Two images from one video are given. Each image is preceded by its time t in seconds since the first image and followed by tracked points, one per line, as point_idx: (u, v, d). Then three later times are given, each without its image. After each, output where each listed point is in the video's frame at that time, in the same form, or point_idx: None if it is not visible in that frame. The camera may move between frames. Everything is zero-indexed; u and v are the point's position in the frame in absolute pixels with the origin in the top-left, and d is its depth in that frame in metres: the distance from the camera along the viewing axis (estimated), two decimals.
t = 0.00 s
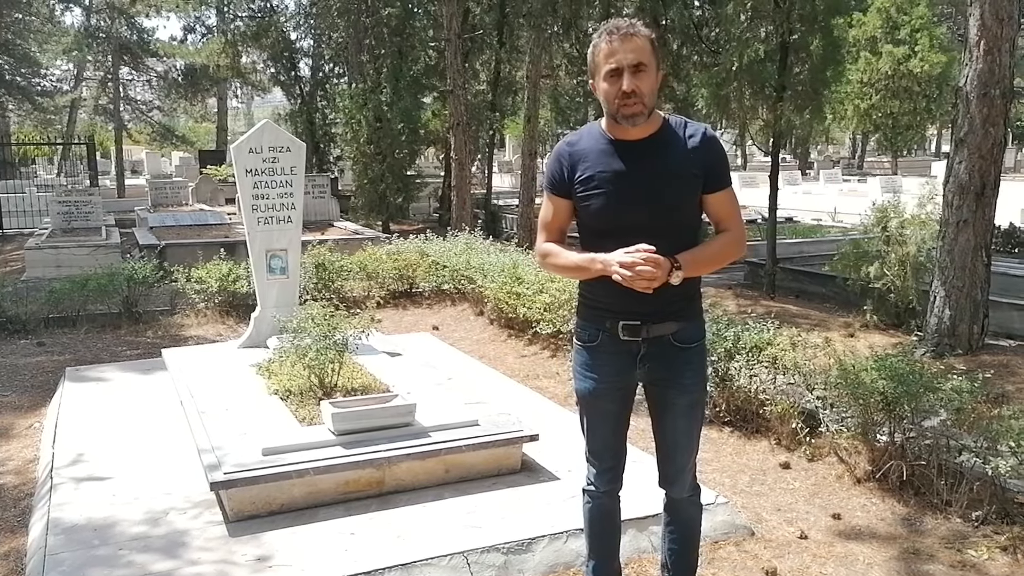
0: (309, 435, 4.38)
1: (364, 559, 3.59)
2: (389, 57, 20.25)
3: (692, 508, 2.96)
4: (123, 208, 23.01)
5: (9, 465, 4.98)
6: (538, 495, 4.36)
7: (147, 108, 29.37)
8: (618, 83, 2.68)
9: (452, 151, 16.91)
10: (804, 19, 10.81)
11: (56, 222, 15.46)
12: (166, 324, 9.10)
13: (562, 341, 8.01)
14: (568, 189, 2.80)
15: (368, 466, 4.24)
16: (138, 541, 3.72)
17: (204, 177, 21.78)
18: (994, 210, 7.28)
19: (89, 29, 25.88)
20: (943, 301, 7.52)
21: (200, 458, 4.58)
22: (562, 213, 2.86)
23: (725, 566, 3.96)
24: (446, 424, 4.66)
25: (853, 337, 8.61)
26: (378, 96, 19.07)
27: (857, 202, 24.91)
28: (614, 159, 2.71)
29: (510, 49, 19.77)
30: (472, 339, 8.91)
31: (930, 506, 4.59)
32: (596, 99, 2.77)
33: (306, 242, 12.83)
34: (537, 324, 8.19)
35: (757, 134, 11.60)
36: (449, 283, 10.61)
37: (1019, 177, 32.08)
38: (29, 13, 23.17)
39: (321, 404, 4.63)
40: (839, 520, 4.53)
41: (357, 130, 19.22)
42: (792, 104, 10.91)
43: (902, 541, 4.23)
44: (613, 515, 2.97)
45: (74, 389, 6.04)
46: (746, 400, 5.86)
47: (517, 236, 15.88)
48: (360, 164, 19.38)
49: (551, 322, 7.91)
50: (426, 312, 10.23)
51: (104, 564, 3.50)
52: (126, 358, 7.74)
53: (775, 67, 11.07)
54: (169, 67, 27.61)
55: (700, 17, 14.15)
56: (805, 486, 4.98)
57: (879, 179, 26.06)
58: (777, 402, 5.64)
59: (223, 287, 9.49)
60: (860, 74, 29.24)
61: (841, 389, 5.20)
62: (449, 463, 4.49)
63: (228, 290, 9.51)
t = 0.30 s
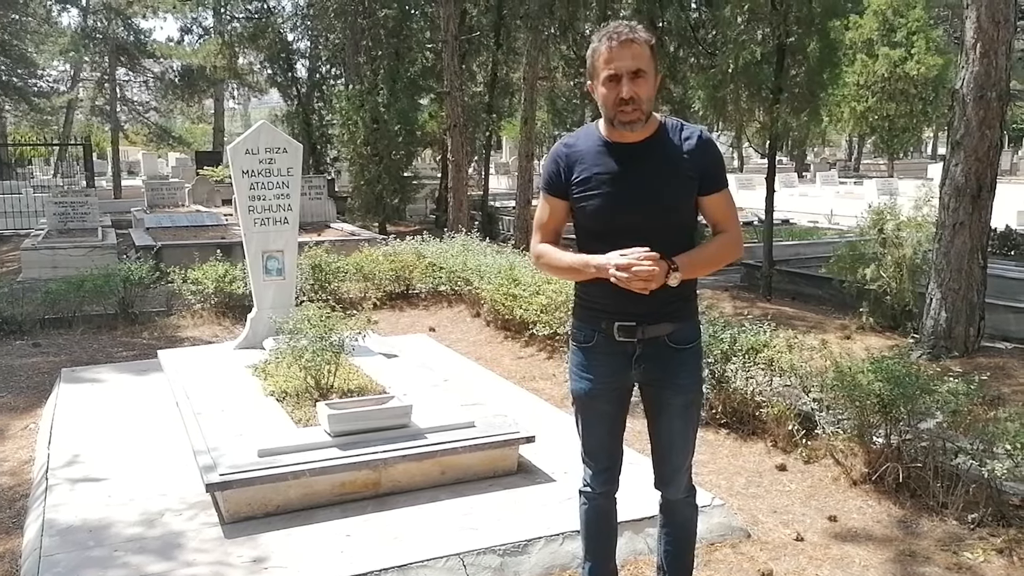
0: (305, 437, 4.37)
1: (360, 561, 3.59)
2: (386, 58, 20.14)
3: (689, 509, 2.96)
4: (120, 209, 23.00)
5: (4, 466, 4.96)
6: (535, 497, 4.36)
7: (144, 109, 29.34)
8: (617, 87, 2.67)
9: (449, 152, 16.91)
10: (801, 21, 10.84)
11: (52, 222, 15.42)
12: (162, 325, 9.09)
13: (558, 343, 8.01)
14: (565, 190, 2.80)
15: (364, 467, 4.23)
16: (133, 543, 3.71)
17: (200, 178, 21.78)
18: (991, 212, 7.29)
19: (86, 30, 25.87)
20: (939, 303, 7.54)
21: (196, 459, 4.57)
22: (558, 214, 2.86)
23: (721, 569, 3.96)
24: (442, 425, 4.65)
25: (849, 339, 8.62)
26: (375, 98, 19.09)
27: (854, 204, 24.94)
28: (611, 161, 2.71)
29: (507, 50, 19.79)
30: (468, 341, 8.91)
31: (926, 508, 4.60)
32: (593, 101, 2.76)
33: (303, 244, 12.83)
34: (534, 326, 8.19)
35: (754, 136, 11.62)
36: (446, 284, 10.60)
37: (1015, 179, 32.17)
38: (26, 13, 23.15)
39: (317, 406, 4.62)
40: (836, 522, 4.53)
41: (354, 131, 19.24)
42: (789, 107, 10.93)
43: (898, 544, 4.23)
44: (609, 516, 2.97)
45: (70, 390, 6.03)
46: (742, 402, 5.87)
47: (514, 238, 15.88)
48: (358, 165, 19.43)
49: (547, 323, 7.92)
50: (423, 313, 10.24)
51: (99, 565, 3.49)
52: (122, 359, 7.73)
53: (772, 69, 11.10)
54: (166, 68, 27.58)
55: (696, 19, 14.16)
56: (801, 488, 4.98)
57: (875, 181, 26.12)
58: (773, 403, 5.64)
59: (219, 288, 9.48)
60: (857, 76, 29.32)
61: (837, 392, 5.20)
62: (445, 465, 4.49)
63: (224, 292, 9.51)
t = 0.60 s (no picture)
0: (303, 434, 4.36)
1: (358, 560, 3.58)
2: (384, 56, 20.29)
3: (689, 511, 2.96)
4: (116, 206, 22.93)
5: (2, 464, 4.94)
6: (534, 496, 4.35)
7: (141, 107, 29.28)
8: (629, 73, 2.69)
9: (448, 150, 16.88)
10: (799, 19, 10.85)
11: (50, 220, 15.38)
12: (160, 323, 9.07)
13: (557, 341, 8.00)
14: (567, 186, 2.80)
15: (363, 465, 4.23)
16: (131, 540, 3.70)
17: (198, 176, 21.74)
18: (990, 211, 7.30)
19: (83, 28, 25.82)
20: (938, 302, 7.55)
21: (194, 457, 4.55)
22: (559, 213, 2.85)
23: (720, 566, 3.96)
24: (442, 423, 4.65)
25: (848, 337, 8.61)
26: (373, 96, 19.06)
27: (852, 202, 24.93)
28: (616, 150, 2.72)
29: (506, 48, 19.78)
30: (467, 339, 8.90)
31: (925, 506, 4.60)
32: (604, 90, 2.78)
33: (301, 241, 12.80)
34: (532, 324, 8.18)
35: (752, 135, 11.61)
36: (444, 282, 10.59)
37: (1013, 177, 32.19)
38: (22, 10, 23.11)
39: (316, 404, 4.61)
40: (835, 520, 4.53)
41: (352, 129, 19.20)
42: (787, 105, 10.94)
43: (897, 541, 4.24)
44: (608, 517, 2.97)
45: (67, 388, 6.01)
46: (741, 400, 5.87)
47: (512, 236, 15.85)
48: (355, 163, 19.36)
49: (546, 321, 7.91)
50: (421, 311, 10.23)
51: (98, 563, 3.48)
52: (120, 357, 7.71)
53: (770, 67, 11.11)
54: (164, 66, 27.52)
55: (694, 17, 14.15)
56: (800, 486, 4.98)
57: (873, 180, 26.12)
58: (772, 401, 5.64)
59: (217, 286, 9.47)
60: (855, 74, 29.30)
61: (836, 390, 5.20)
62: (444, 463, 4.49)
63: (223, 289, 9.50)
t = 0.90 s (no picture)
0: (297, 430, 4.35)
1: (350, 555, 3.57)
2: (376, 51, 20.29)
3: (682, 504, 2.96)
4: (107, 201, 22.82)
5: None
6: (528, 491, 4.35)
7: (132, 102, 29.14)
8: (622, 67, 2.68)
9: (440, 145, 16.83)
10: (791, 14, 10.82)
11: (41, 214, 15.28)
12: (152, 319, 9.03)
13: (550, 336, 8.00)
14: (563, 181, 2.80)
15: (356, 460, 4.22)
16: (123, 536, 3.68)
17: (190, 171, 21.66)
18: (981, 205, 7.32)
19: (73, 22, 25.67)
20: (930, 296, 7.56)
21: (187, 452, 4.53)
22: (556, 206, 2.84)
23: (714, 561, 3.97)
24: (435, 418, 4.64)
25: (840, 332, 8.63)
26: (365, 91, 19.00)
27: (844, 197, 24.96)
28: (611, 144, 2.72)
29: (498, 43, 19.71)
30: (460, 334, 8.90)
31: (918, 500, 4.62)
32: (597, 84, 2.77)
33: (293, 236, 12.77)
34: (526, 319, 8.17)
35: (745, 130, 11.62)
36: (437, 277, 10.57)
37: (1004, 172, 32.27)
38: (12, 3, 22.96)
39: (309, 399, 4.59)
40: (828, 514, 4.54)
41: (344, 123, 19.11)
42: (780, 99, 10.96)
43: (890, 536, 4.25)
44: (601, 511, 2.97)
45: (59, 383, 5.99)
46: (734, 394, 5.87)
47: (505, 231, 15.82)
48: (348, 158, 19.29)
49: (539, 317, 7.91)
50: (414, 306, 10.22)
51: (90, 559, 3.47)
52: (112, 353, 7.68)
53: (762, 63, 11.11)
54: (155, 60, 27.38)
55: (687, 12, 14.13)
56: (794, 481, 5.00)
57: (865, 175, 26.17)
58: (765, 396, 5.66)
59: (210, 281, 9.44)
60: (847, 69, 29.32)
61: (829, 384, 5.21)
62: (437, 458, 4.48)
63: (215, 285, 9.46)
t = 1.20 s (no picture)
0: (293, 426, 4.35)
1: (345, 551, 3.57)
2: (376, 47, 20.36)
3: (678, 500, 2.95)
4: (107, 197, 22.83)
5: None
6: (524, 487, 4.35)
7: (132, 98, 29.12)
8: (619, 64, 2.68)
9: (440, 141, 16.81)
10: (792, 10, 10.79)
11: (39, 211, 15.29)
12: (150, 315, 9.04)
13: (548, 332, 8.00)
14: (560, 176, 2.79)
15: (353, 457, 4.22)
16: (119, 533, 3.68)
17: (189, 167, 21.65)
18: (979, 202, 7.31)
19: (73, 18, 25.65)
20: (928, 292, 7.56)
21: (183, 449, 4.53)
22: (553, 202, 2.83)
23: (710, 557, 3.97)
24: (431, 415, 4.64)
25: (838, 328, 8.63)
26: (365, 86, 18.97)
27: (844, 194, 24.92)
28: (608, 139, 2.71)
29: (498, 39, 19.67)
30: (459, 330, 8.90)
31: (913, 496, 4.62)
32: (594, 81, 2.77)
33: (292, 232, 12.76)
34: (524, 315, 8.17)
35: (744, 126, 11.62)
36: (436, 273, 10.58)
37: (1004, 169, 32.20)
38: None
39: (306, 395, 4.59)
40: (824, 510, 4.55)
41: (344, 120, 19.08)
42: (779, 96, 10.94)
43: (885, 531, 4.25)
44: (596, 506, 2.96)
45: (56, 379, 6.00)
46: (732, 391, 5.88)
47: (505, 227, 15.80)
48: (347, 154, 19.23)
49: (537, 313, 7.92)
50: (413, 302, 10.22)
51: (85, 555, 3.47)
52: (110, 349, 7.68)
53: (762, 59, 11.09)
54: (155, 56, 27.35)
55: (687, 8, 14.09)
56: (790, 476, 5.00)
57: (865, 171, 26.15)
58: (762, 392, 5.65)
59: (208, 277, 9.45)
60: (847, 66, 29.26)
61: (826, 380, 5.22)
62: (434, 455, 4.48)
63: (213, 281, 9.47)
